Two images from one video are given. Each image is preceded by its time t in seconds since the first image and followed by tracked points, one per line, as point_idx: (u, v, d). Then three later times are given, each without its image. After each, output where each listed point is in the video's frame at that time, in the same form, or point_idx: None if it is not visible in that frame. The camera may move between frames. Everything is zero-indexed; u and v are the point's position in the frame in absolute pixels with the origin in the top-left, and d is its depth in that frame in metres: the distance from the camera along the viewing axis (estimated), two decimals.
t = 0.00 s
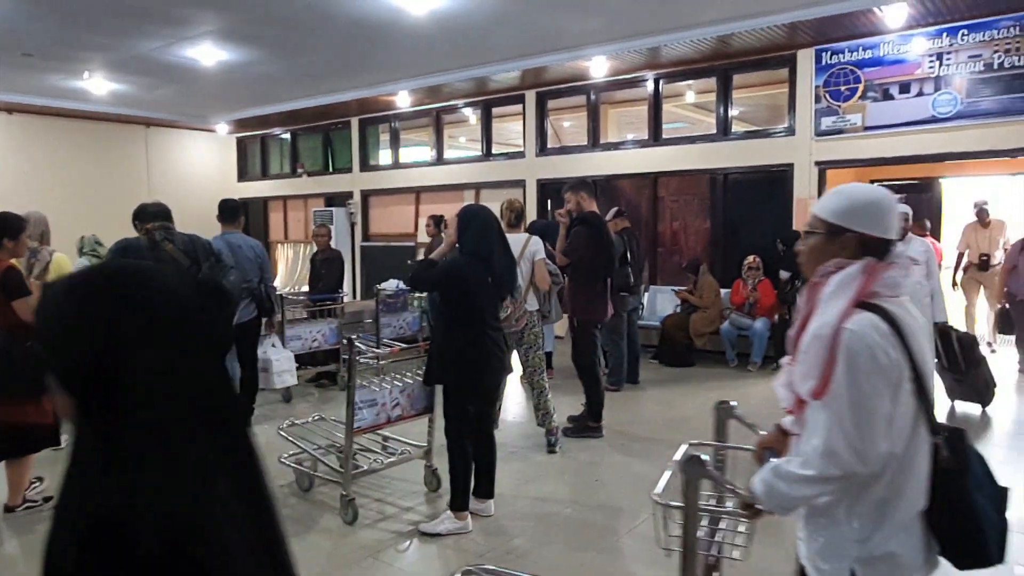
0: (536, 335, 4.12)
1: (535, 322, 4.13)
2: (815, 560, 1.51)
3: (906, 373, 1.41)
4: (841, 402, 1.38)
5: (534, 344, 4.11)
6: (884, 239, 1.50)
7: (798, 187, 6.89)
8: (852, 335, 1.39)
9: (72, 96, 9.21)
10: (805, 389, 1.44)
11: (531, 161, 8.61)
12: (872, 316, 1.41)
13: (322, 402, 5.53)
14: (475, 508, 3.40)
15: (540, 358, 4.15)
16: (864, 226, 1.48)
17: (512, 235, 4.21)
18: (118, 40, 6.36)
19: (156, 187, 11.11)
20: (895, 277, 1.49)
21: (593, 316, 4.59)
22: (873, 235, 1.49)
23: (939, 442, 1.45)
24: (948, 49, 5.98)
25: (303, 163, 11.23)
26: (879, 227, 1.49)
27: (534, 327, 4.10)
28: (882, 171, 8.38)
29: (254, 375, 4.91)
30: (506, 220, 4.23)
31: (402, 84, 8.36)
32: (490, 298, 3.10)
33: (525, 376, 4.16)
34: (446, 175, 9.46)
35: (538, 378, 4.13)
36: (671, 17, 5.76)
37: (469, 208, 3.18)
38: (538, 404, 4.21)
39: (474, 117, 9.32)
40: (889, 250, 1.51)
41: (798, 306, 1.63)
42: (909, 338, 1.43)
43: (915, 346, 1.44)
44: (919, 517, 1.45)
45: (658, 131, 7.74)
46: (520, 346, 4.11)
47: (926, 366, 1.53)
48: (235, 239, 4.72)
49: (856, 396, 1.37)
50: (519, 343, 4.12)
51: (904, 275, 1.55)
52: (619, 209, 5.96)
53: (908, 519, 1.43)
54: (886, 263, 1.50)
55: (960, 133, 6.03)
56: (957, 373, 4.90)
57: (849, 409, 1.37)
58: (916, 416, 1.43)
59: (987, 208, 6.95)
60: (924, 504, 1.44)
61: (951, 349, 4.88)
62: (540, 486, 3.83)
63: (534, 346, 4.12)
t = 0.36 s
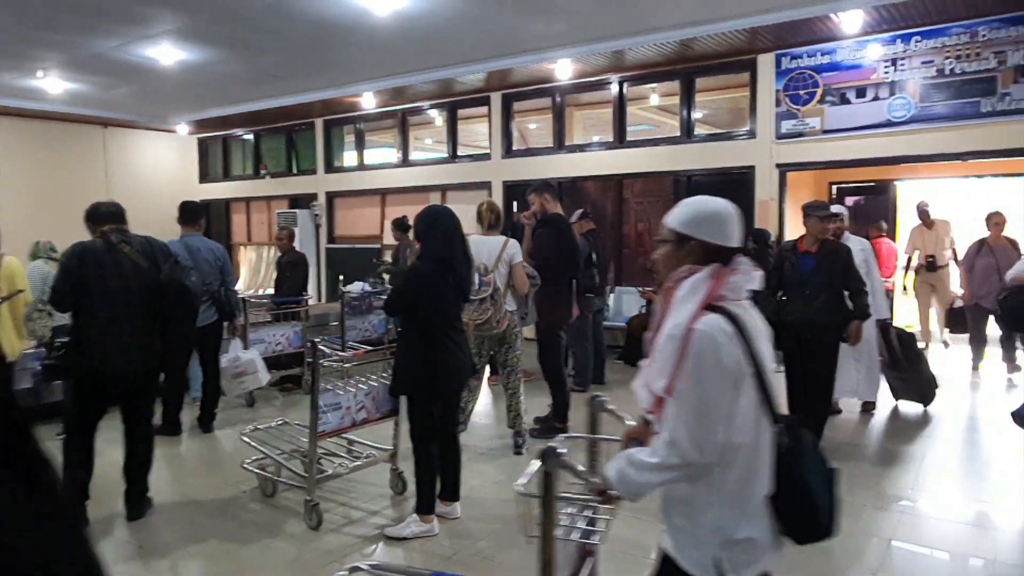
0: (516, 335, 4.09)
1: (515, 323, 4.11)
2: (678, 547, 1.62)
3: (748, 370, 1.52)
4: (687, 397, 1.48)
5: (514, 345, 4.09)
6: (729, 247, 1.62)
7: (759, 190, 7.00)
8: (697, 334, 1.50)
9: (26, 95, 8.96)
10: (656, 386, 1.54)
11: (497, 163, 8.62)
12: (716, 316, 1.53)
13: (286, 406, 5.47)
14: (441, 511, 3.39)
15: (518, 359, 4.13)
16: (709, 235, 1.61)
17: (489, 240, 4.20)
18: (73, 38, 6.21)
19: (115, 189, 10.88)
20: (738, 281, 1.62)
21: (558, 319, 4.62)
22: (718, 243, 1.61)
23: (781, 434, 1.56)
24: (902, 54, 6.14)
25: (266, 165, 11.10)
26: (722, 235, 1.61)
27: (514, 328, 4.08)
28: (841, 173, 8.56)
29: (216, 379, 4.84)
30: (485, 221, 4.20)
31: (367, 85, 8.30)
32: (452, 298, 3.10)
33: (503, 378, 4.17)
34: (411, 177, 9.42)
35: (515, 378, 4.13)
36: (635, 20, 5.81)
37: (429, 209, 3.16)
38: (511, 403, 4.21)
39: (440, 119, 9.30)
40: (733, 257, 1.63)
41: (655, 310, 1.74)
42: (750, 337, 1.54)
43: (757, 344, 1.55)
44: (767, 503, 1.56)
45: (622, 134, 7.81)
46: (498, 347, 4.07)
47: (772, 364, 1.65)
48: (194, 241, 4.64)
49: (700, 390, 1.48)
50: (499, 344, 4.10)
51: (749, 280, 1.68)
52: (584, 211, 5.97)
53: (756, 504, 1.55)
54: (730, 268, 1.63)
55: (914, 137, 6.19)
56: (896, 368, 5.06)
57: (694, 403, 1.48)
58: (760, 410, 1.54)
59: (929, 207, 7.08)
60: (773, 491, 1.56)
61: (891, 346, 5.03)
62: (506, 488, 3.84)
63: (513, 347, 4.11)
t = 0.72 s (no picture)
0: (484, 336, 4.11)
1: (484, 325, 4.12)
2: (527, 519, 1.75)
3: (598, 356, 1.64)
4: (538, 378, 1.60)
5: (484, 347, 4.10)
6: (592, 243, 1.75)
7: (726, 192, 7.08)
8: (550, 320, 1.61)
9: None
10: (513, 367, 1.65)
11: (467, 164, 8.62)
12: (571, 304, 1.64)
13: (251, 410, 5.40)
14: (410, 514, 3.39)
15: (486, 361, 4.13)
16: (574, 231, 1.73)
17: (460, 240, 4.14)
18: (30, 34, 6.06)
19: (75, 190, 10.64)
20: (598, 275, 1.74)
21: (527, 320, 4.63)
22: (582, 239, 1.74)
23: (628, 418, 1.67)
24: (863, 60, 6.27)
25: (232, 165, 10.95)
26: (586, 232, 1.73)
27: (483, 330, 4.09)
28: (804, 174, 8.71)
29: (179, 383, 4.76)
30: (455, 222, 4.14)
31: (334, 86, 8.23)
32: (419, 299, 3.08)
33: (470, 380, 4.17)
34: (380, 178, 9.36)
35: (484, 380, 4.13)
36: (603, 23, 5.86)
37: (389, 210, 3.11)
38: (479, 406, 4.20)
39: (409, 120, 9.26)
40: (593, 253, 1.76)
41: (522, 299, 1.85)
42: (604, 325, 1.66)
43: (610, 332, 1.67)
44: (608, 481, 1.69)
45: (591, 136, 7.84)
46: (467, 348, 4.07)
47: (628, 355, 1.77)
48: (156, 243, 4.56)
49: (549, 371, 1.59)
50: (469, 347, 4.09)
51: (610, 276, 1.81)
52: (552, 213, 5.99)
53: (599, 480, 1.67)
54: (592, 263, 1.75)
55: (875, 140, 6.33)
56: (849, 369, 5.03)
57: (544, 383, 1.59)
58: (608, 394, 1.66)
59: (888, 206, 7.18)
60: (614, 470, 1.68)
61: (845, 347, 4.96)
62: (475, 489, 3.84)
63: (481, 350, 4.11)
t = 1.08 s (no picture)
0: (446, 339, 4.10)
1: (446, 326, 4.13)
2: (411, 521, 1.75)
3: (468, 357, 1.63)
4: (408, 381, 1.61)
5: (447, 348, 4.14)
6: (466, 249, 1.77)
7: (695, 192, 7.16)
8: (420, 324, 1.62)
9: None
10: (387, 371, 1.67)
11: (437, 164, 8.59)
12: (440, 306, 1.65)
13: (217, 412, 5.33)
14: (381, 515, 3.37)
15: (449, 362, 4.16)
16: (444, 237, 1.75)
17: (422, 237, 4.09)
18: None
19: (36, 188, 10.39)
20: (473, 276, 1.74)
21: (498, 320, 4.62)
22: (455, 246, 1.76)
23: (505, 415, 1.64)
24: (828, 62, 6.38)
25: (198, 164, 10.79)
26: (457, 239, 1.75)
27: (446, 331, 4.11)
28: (771, 176, 8.84)
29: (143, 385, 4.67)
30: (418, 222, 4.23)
31: (303, 84, 8.15)
32: (391, 296, 3.07)
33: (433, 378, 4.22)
34: (350, 177, 9.29)
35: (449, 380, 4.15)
36: (574, 23, 5.88)
37: (354, 208, 3.04)
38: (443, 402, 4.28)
39: (379, 119, 9.21)
40: (467, 258, 1.77)
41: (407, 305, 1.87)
42: (473, 325, 1.65)
43: (482, 332, 1.66)
44: (490, 477, 1.68)
45: (561, 136, 7.87)
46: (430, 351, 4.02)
47: (509, 354, 1.75)
48: (119, 242, 4.49)
49: (417, 375, 1.60)
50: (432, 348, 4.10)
51: (490, 278, 1.81)
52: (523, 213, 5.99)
53: (477, 476, 1.67)
54: (465, 267, 1.76)
55: (840, 142, 6.43)
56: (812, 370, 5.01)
57: (412, 386, 1.61)
58: (482, 392, 1.65)
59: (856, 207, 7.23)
60: (492, 466, 1.68)
61: (807, 349, 4.95)
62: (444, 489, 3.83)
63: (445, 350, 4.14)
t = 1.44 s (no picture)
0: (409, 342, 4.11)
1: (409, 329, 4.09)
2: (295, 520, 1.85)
3: (347, 357, 1.74)
4: (285, 379, 1.69)
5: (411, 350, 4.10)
6: (346, 246, 1.87)
7: (665, 192, 7.22)
8: (299, 324, 1.71)
9: None
10: (267, 370, 1.73)
11: (408, 164, 8.56)
12: (319, 308, 1.74)
13: (184, 414, 5.26)
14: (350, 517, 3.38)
15: (416, 364, 4.13)
16: (324, 235, 1.84)
17: (386, 240, 4.12)
18: None
19: None
20: (353, 278, 1.85)
21: (468, 321, 4.62)
22: (334, 243, 1.85)
23: (384, 414, 1.80)
24: (794, 66, 6.48)
25: (164, 163, 10.62)
26: (337, 235, 1.85)
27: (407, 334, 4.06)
28: (739, 177, 8.96)
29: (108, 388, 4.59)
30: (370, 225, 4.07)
31: (272, 83, 8.06)
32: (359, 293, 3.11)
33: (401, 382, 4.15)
34: (319, 177, 9.21)
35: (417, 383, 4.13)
36: (545, 24, 5.89)
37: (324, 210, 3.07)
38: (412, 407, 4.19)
39: (349, 119, 9.15)
40: (346, 257, 1.88)
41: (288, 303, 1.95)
42: (353, 328, 1.77)
43: (361, 333, 1.78)
44: (369, 476, 1.81)
45: (533, 137, 7.89)
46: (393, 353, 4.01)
47: (389, 355, 1.88)
48: (82, 243, 4.37)
49: (293, 373, 1.69)
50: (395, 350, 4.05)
51: (371, 278, 1.91)
52: (494, 214, 5.99)
53: (357, 475, 1.79)
54: (347, 267, 1.87)
55: (805, 144, 6.54)
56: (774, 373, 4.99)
57: (289, 385, 1.69)
58: (364, 393, 1.78)
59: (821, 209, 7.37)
60: (373, 464, 1.81)
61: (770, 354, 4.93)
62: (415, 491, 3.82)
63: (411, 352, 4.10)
